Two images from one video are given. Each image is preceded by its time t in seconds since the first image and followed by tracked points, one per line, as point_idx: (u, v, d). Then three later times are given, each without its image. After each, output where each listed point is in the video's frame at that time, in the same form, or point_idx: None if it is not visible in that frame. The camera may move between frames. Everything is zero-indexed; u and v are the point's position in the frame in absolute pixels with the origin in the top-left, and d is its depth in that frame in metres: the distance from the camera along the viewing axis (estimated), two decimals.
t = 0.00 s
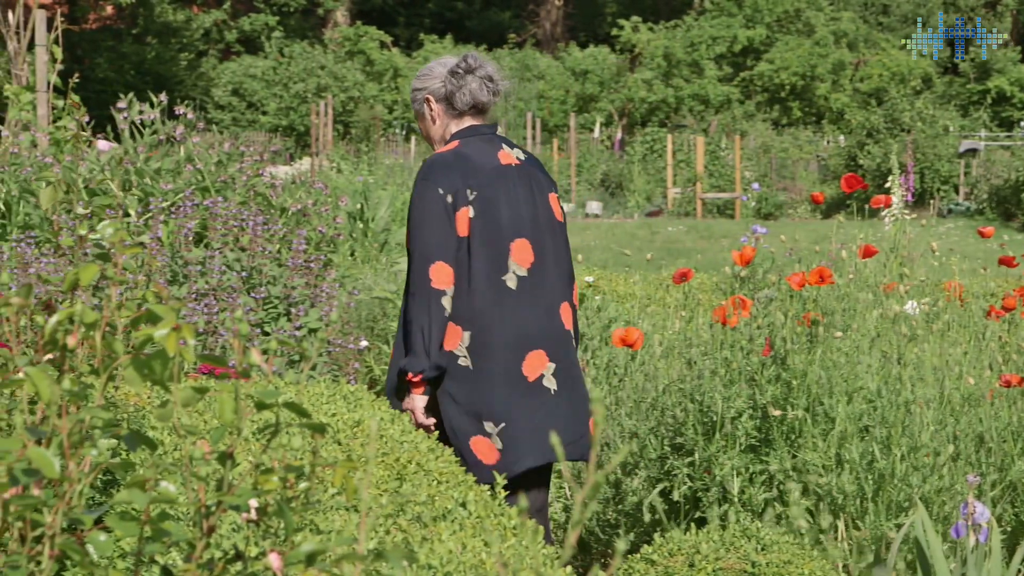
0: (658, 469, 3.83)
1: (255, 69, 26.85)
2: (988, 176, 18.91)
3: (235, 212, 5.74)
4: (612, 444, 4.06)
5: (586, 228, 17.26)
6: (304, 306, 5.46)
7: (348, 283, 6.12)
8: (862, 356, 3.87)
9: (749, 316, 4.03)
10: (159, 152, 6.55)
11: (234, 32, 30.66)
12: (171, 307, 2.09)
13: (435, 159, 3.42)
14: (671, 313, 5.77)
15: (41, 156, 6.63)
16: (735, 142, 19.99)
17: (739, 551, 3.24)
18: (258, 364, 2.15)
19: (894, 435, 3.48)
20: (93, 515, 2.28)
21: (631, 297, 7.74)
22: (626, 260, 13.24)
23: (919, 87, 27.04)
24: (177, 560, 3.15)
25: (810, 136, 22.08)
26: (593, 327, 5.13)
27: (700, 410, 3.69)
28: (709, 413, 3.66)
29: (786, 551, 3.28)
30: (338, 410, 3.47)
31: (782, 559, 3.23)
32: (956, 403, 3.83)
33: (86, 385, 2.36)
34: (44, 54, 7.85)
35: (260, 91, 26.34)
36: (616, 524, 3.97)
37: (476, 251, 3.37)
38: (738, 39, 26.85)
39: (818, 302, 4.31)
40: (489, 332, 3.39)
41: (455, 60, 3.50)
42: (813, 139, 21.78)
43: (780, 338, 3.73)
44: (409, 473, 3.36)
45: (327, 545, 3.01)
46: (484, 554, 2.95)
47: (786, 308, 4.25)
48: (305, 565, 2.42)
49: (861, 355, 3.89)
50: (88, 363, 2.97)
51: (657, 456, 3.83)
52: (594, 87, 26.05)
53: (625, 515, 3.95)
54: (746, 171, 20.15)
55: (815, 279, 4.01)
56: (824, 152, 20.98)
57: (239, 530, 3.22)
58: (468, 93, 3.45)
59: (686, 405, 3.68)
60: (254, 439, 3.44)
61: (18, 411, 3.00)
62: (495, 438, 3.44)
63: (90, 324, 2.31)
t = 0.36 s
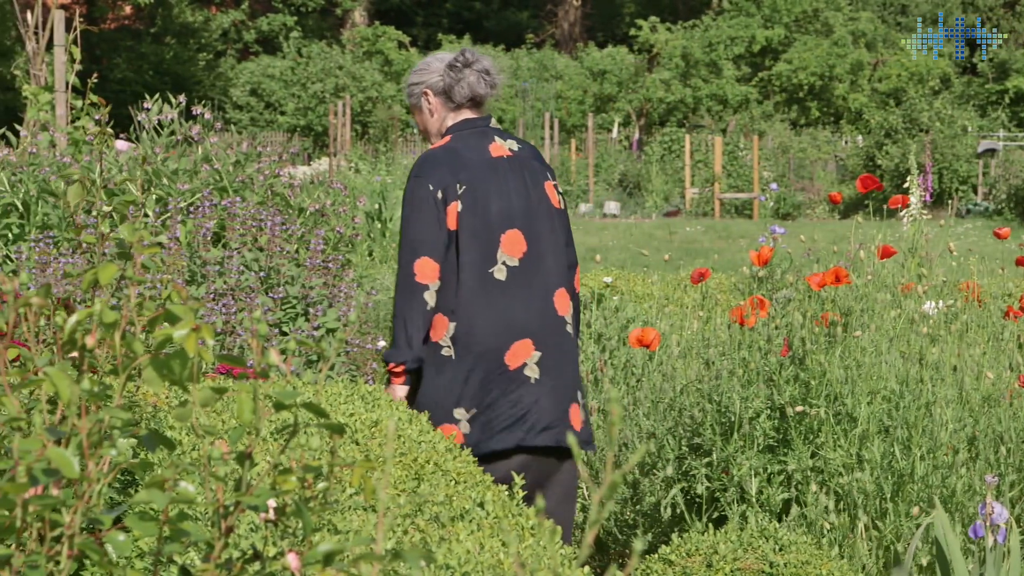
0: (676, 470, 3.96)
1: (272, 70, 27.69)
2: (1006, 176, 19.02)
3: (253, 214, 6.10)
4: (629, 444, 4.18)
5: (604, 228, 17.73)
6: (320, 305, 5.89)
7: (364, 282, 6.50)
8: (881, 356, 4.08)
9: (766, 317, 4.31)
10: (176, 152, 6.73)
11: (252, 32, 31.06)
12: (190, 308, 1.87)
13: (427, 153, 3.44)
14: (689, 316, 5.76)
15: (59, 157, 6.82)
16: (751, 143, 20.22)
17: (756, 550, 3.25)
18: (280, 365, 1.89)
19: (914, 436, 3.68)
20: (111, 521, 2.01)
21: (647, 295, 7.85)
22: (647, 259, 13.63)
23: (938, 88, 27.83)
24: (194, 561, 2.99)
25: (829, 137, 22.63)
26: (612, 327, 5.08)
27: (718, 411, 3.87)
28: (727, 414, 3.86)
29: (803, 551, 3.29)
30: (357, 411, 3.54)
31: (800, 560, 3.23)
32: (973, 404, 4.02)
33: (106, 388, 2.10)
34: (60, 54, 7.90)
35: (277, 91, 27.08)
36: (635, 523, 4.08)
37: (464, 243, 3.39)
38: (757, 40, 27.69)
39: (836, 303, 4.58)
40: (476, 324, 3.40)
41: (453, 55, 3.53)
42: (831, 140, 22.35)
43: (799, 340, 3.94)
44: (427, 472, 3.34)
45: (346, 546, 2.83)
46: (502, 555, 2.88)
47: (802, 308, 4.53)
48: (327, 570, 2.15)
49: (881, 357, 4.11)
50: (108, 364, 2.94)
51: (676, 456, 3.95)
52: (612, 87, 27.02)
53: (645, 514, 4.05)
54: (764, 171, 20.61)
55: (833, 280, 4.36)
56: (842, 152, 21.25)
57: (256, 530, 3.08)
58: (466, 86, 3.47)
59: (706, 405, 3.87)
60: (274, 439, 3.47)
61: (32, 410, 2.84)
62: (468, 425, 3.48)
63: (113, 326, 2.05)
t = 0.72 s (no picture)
0: (691, 469, 3.96)
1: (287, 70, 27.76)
2: (1021, 176, 18.94)
3: (268, 214, 6.11)
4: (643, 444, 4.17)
5: (617, 228, 17.72)
6: (334, 306, 5.91)
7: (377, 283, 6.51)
8: (895, 356, 4.08)
9: (781, 317, 4.30)
10: (191, 152, 6.75)
11: (267, 32, 31.13)
12: (204, 307, 1.88)
13: (406, 165, 3.57)
14: (704, 316, 5.78)
15: (74, 157, 6.83)
16: (766, 144, 20.18)
17: (771, 551, 3.24)
18: (297, 365, 1.90)
19: (927, 435, 3.67)
20: (125, 520, 2.00)
21: (661, 297, 7.86)
22: (661, 260, 13.62)
23: (954, 88, 27.72)
24: (210, 560, 2.99)
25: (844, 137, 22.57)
26: (627, 327, 5.08)
27: (732, 411, 3.88)
28: (742, 414, 3.86)
29: (817, 551, 3.29)
30: (371, 410, 3.56)
31: (815, 559, 3.23)
32: (988, 404, 4.01)
33: (121, 387, 2.10)
34: (75, 54, 7.93)
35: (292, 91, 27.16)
36: (648, 524, 4.06)
37: (445, 252, 3.54)
38: (771, 40, 27.62)
39: (851, 303, 4.58)
40: (459, 328, 3.56)
41: (426, 65, 3.64)
42: (845, 140, 22.28)
43: (813, 340, 3.93)
44: (441, 472, 3.37)
45: (361, 546, 2.83)
46: (516, 555, 2.87)
47: (819, 308, 4.52)
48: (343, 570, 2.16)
49: (894, 357, 4.11)
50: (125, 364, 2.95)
51: (690, 457, 3.95)
52: (626, 87, 27.01)
53: (658, 514, 4.03)
54: (778, 171, 20.54)
55: (848, 281, 4.36)
56: (857, 152, 21.18)
57: (271, 529, 3.07)
58: (440, 93, 3.60)
59: (720, 405, 3.87)
60: (289, 439, 3.49)
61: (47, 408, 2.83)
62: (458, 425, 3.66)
63: (128, 326, 2.05)
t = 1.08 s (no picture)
0: (703, 470, 3.95)
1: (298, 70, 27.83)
2: None
3: (280, 214, 6.13)
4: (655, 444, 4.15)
5: (629, 228, 17.73)
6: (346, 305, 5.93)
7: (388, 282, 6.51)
8: (909, 357, 4.07)
9: (793, 317, 4.33)
10: (204, 153, 6.79)
11: (279, 32, 31.19)
12: (217, 307, 1.88)
13: (365, 166, 3.79)
14: (717, 315, 5.77)
15: (88, 157, 6.86)
16: (778, 144, 20.15)
17: (784, 551, 3.24)
18: (310, 364, 1.91)
19: (942, 436, 3.66)
20: (139, 520, 2.00)
21: (673, 297, 7.86)
22: (672, 260, 13.63)
23: (967, 88, 27.63)
24: (223, 561, 3.00)
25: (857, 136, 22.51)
26: (639, 327, 5.09)
27: (744, 411, 3.87)
28: (754, 414, 3.86)
29: (830, 551, 3.29)
30: (381, 410, 3.57)
31: (828, 560, 3.23)
32: (1001, 404, 3.99)
33: (135, 387, 2.11)
34: (89, 54, 7.96)
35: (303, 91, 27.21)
36: (661, 524, 4.03)
37: (413, 242, 3.79)
38: (784, 39, 27.56)
39: (864, 303, 4.58)
40: (430, 315, 3.82)
41: (359, 71, 3.88)
42: (858, 140, 22.24)
43: (825, 340, 3.94)
44: (453, 473, 3.39)
45: (373, 546, 2.83)
46: (529, 554, 2.87)
47: (831, 308, 4.52)
48: (356, 570, 2.16)
49: (908, 357, 4.11)
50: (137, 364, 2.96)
51: (702, 457, 3.94)
52: (638, 87, 27.02)
53: (671, 515, 4.01)
54: (790, 171, 20.50)
55: (860, 280, 4.36)
56: (869, 152, 21.13)
57: (283, 529, 3.07)
58: (379, 95, 3.85)
59: (733, 405, 3.86)
60: (301, 438, 3.51)
61: (60, 409, 2.84)
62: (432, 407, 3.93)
63: (142, 326, 2.06)
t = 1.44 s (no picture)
0: (713, 471, 3.94)
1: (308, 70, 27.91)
2: None
3: (290, 214, 6.14)
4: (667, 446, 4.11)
5: (638, 228, 17.74)
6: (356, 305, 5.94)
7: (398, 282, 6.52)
8: (919, 358, 4.07)
9: (803, 317, 4.35)
10: (215, 153, 6.82)
11: (290, 32, 31.23)
12: (228, 308, 1.89)
13: (353, 171, 3.90)
14: (727, 316, 5.76)
15: (98, 157, 6.89)
16: (788, 144, 20.12)
17: (793, 552, 3.23)
18: (319, 365, 1.91)
19: (951, 436, 3.65)
20: (149, 520, 2.01)
21: (681, 297, 7.87)
22: (681, 261, 13.63)
23: (978, 88, 27.57)
24: (233, 560, 3.00)
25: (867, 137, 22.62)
26: (649, 328, 5.09)
27: (755, 411, 3.87)
28: (765, 414, 3.86)
29: (839, 552, 3.28)
30: (390, 410, 3.58)
31: (838, 560, 3.23)
32: (1012, 405, 3.97)
33: (146, 388, 2.11)
34: (99, 54, 7.99)
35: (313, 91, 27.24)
36: (671, 525, 4.01)
37: (410, 237, 3.95)
38: (794, 40, 27.50)
39: (874, 303, 4.59)
40: (434, 305, 3.98)
41: (330, 80, 4.00)
42: (868, 140, 22.25)
43: (835, 341, 3.95)
44: (463, 473, 3.40)
45: (383, 546, 2.83)
46: (539, 555, 2.86)
47: (842, 309, 4.52)
48: (366, 571, 2.16)
49: (918, 358, 4.11)
50: (149, 363, 2.96)
51: (712, 457, 3.92)
52: (648, 88, 27.02)
53: (680, 516, 3.98)
54: (801, 171, 20.46)
55: (871, 282, 4.37)
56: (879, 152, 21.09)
57: (294, 529, 3.08)
58: (353, 101, 3.98)
59: (743, 406, 3.85)
60: (311, 438, 3.52)
61: (71, 409, 2.85)
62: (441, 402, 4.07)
63: (152, 326, 2.06)
